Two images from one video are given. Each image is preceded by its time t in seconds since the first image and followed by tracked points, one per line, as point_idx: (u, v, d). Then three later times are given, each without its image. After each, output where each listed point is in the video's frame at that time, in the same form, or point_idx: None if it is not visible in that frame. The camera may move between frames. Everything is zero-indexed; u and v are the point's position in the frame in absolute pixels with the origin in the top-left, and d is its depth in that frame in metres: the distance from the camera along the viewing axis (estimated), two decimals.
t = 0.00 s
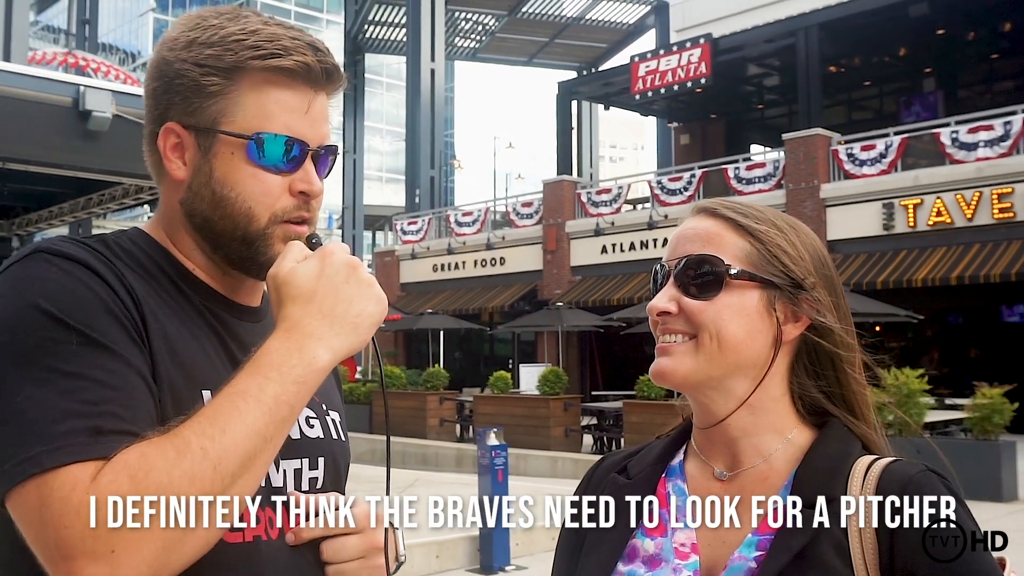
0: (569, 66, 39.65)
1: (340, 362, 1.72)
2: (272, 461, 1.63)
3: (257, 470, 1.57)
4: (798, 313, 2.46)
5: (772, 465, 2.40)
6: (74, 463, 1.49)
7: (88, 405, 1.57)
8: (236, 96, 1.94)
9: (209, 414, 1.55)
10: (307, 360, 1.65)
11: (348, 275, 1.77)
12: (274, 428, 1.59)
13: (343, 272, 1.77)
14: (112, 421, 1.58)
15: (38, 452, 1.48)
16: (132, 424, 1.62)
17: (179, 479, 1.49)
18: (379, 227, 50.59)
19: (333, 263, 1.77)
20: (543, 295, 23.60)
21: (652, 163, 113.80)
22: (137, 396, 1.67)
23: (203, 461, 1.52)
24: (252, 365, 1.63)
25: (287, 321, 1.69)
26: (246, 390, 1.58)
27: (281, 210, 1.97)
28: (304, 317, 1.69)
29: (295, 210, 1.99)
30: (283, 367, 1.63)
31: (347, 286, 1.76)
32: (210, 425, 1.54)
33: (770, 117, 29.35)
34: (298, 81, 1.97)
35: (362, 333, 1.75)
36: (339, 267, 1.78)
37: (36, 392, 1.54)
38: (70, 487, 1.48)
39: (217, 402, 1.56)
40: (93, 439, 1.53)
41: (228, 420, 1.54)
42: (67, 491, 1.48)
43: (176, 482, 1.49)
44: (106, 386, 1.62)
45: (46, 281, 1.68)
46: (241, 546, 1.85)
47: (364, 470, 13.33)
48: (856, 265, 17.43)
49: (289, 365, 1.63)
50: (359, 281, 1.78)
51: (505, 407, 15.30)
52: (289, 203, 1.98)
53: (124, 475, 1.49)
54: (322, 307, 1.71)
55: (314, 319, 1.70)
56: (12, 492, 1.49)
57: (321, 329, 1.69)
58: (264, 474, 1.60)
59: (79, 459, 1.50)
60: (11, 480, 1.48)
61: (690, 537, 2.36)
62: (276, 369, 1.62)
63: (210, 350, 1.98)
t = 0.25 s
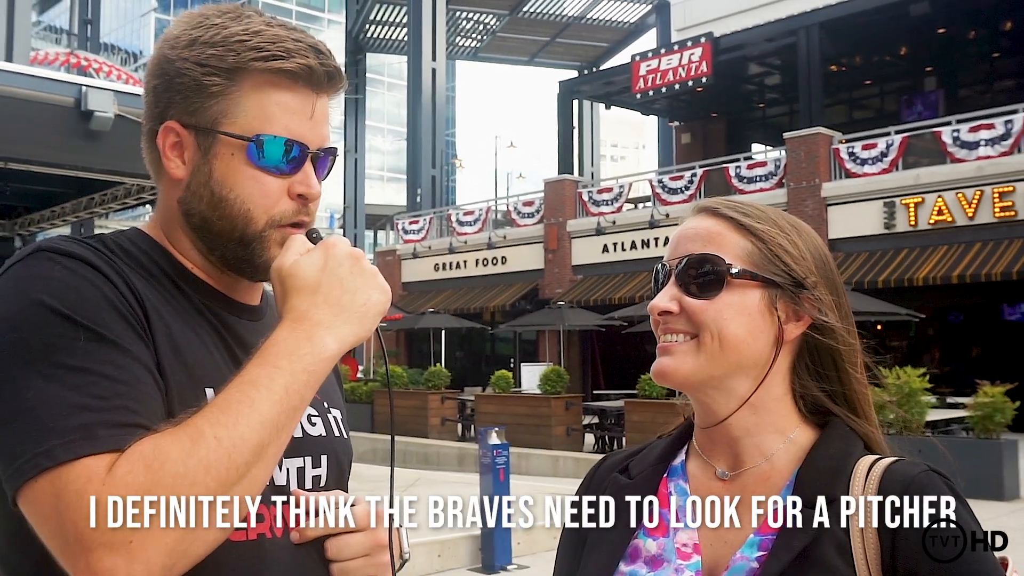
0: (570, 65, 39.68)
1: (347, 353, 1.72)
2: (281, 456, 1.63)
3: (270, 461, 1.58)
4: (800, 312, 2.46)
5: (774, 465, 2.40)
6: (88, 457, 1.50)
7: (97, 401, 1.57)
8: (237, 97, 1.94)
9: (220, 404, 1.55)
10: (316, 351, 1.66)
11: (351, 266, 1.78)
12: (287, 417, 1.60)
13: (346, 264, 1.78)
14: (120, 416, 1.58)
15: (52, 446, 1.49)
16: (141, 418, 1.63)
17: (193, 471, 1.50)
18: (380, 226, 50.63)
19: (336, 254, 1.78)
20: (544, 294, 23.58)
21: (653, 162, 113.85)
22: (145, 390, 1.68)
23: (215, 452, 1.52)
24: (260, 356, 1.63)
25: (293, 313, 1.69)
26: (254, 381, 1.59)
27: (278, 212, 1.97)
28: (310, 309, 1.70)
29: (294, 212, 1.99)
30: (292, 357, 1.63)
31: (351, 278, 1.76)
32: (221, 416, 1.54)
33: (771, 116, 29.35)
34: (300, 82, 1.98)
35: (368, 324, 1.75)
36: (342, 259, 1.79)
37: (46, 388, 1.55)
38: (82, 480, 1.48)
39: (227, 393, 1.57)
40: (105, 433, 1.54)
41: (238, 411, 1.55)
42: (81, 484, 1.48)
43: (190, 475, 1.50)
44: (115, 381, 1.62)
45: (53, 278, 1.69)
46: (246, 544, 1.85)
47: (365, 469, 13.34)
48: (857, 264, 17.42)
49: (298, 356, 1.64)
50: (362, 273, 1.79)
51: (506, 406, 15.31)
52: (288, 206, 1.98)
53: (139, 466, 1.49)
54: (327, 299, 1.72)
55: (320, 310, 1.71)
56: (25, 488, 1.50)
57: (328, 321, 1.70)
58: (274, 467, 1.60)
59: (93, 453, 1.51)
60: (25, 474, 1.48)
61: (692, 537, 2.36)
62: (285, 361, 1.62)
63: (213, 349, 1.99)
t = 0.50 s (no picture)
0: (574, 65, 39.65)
1: (356, 348, 1.72)
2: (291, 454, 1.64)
3: (283, 456, 1.59)
4: (802, 313, 2.45)
5: (776, 466, 2.40)
6: (105, 453, 1.50)
7: (112, 397, 1.57)
8: (245, 99, 1.94)
9: (234, 399, 1.56)
10: (327, 347, 1.66)
11: (359, 263, 1.79)
12: (299, 412, 1.61)
13: (354, 261, 1.78)
14: (134, 412, 1.58)
15: (68, 443, 1.49)
16: (155, 415, 1.63)
17: (208, 465, 1.50)
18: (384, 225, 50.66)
19: (344, 253, 1.79)
20: (548, 294, 23.55)
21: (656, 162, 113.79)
22: (157, 387, 1.68)
23: (230, 446, 1.52)
24: (272, 352, 1.63)
25: (303, 309, 1.70)
26: (267, 377, 1.59)
27: (284, 213, 1.97)
28: (319, 305, 1.70)
29: (299, 214, 2.00)
30: (303, 353, 1.64)
31: (359, 274, 1.77)
32: (235, 412, 1.54)
33: (775, 115, 29.32)
34: (308, 85, 1.98)
35: (376, 319, 1.75)
36: (350, 257, 1.79)
37: (59, 385, 1.54)
38: (99, 476, 1.48)
39: (241, 388, 1.57)
40: (120, 428, 1.54)
41: (253, 406, 1.55)
42: (98, 480, 1.48)
43: (205, 468, 1.50)
44: (126, 378, 1.62)
45: (62, 276, 1.69)
46: (253, 543, 1.84)
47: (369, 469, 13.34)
48: (860, 264, 17.39)
49: (309, 351, 1.64)
50: (369, 270, 1.79)
51: (509, 405, 15.30)
52: (293, 207, 1.98)
53: (156, 461, 1.50)
54: (335, 294, 1.72)
55: (329, 306, 1.71)
56: (40, 485, 1.50)
57: (338, 316, 1.70)
58: (287, 464, 1.61)
59: (110, 449, 1.51)
60: (43, 470, 1.48)
61: (694, 537, 2.36)
62: (297, 356, 1.63)
63: (218, 348, 1.99)
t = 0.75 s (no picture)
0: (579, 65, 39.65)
1: (370, 345, 1.73)
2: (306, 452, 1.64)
3: (298, 451, 1.59)
4: (806, 313, 2.44)
5: (780, 465, 2.39)
6: (124, 448, 1.50)
7: (129, 393, 1.58)
8: (257, 97, 1.94)
9: (251, 395, 1.56)
10: (342, 342, 1.67)
11: (373, 261, 1.79)
12: (314, 407, 1.61)
13: (367, 258, 1.78)
14: (149, 407, 1.58)
15: (87, 438, 1.49)
16: (171, 410, 1.63)
17: (228, 459, 1.51)
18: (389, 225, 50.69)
19: (357, 250, 1.79)
20: (552, 293, 23.54)
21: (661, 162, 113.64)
22: (171, 383, 1.68)
23: (250, 440, 1.52)
24: (287, 347, 1.64)
25: (317, 305, 1.70)
26: (283, 372, 1.60)
27: (294, 211, 1.97)
28: (333, 300, 1.71)
29: (309, 212, 1.99)
30: (318, 348, 1.64)
31: (372, 271, 1.77)
32: (254, 407, 1.55)
33: (780, 115, 29.26)
34: (319, 85, 1.98)
35: (389, 317, 1.76)
36: (363, 254, 1.79)
37: (74, 381, 1.54)
38: (120, 471, 1.48)
39: (257, 384, 1.58)
40: (138, 423, 1.54)
41: (271, 401, 1.56)
42: (119, 474, 1.48)
43: (225, 462, 1.50)
44: (140, 373, 1.62)
45: (74, 274, 1.69)
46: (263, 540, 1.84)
47: (374, 469, 13.35)
48: (865, 263, 17.36)
49: (324, 347, 1.65)
50: (382, 266, 1.79)
51: (514, 405, 15.30)
52: (303, 205, 1.98)
53: (175, 455, 1.50)
54: (349, 292, 1.73)
55: (343, 302, 1.71)
56: (57, 481, 1.50)
57: (352, 312, 1.71)
58: (303, 458, 1.61)
59: (129, 443, 1.51)
60: (59, 467, 1.49)
61: (699, 536, 2.35)
62: (312, 353, 1.63)
63: (227, 347, 1.98)
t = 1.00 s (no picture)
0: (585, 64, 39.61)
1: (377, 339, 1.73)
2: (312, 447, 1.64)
3: (307, 445, 1.60)
4: (813, 312, 2.44)
5: (786, 463, 2.39)
6: (134, 441, 1.50)
7: (137, 387, 1.57)
8: (265, 94, 1.94)
9: (260, 388, 1.56)
10: (349, 336, 1.67)
11: (378, 255, 1.79)
12: (323, 401, 1.61)
13: (373, 253, 1.78)
14: (157, 402, 1.58)
15: (98, 431, 1.50)
16: (179, 404, 1.63)
17: (239, 450, 1.51)
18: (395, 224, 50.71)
19: (363, 244, 1.79)
20: (558, 293, 23.53)
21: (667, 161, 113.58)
22: (177, 377, 1.68)
23: (260, 432, 1.53)
24: (295, 341, 1.64)
25: (325, 298, 1.70)
26: (293, 365, 1.60)
27: (299, 209, 1.97)
28: (340, 294, 1.71)
29: (313, 210, 1.99)
30: (326, 341, 1.64)
31: (378, 266, 1.77)
32: (262, 400, 1.55)
33: (787, 114, 29.20)
34: (326, 85, 1.99)
35: (395, 311, 1.75)
36: (369, 249, 1.79)
37: (83, 375, 1.55)
38: (130, 464, 1.48)
39: (266, 377, 1.58)
40: (148, 417, 1.54)
41: (280, 394, 1.56)
42: (128, 467, 1.48)
43: (236, 454, 1.51)
44: (149, 367, 1.62)
45: (81, 270, 1.69)
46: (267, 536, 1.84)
47: (379, 467, 13.36)
48: (871, 264, 17.32)
49: (332, 340, 1.65)
50: (388, 262, 1.79)
51: (519, 404, 15.29)
52: (308, 204, 1.98)
53: (186, 447, 1.50)
54: (356, 285, 1.73)
55: (351, 296, 1.72)
56: (66, 476, 1.50)
57: (359, 307, 1.71)
58: (311, 452, 1.62)
59: (140, 436, 1.51)
60: (70, 460, 1.49)
61: (704, 533, 2.34)
62: (321, 345, 1.64)
63: (232, 344, 1.98)
